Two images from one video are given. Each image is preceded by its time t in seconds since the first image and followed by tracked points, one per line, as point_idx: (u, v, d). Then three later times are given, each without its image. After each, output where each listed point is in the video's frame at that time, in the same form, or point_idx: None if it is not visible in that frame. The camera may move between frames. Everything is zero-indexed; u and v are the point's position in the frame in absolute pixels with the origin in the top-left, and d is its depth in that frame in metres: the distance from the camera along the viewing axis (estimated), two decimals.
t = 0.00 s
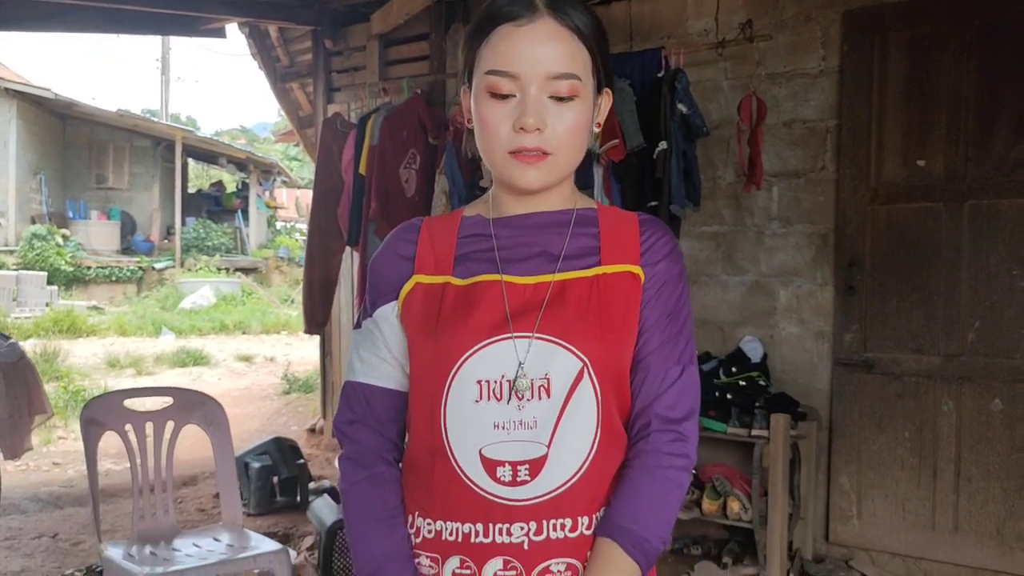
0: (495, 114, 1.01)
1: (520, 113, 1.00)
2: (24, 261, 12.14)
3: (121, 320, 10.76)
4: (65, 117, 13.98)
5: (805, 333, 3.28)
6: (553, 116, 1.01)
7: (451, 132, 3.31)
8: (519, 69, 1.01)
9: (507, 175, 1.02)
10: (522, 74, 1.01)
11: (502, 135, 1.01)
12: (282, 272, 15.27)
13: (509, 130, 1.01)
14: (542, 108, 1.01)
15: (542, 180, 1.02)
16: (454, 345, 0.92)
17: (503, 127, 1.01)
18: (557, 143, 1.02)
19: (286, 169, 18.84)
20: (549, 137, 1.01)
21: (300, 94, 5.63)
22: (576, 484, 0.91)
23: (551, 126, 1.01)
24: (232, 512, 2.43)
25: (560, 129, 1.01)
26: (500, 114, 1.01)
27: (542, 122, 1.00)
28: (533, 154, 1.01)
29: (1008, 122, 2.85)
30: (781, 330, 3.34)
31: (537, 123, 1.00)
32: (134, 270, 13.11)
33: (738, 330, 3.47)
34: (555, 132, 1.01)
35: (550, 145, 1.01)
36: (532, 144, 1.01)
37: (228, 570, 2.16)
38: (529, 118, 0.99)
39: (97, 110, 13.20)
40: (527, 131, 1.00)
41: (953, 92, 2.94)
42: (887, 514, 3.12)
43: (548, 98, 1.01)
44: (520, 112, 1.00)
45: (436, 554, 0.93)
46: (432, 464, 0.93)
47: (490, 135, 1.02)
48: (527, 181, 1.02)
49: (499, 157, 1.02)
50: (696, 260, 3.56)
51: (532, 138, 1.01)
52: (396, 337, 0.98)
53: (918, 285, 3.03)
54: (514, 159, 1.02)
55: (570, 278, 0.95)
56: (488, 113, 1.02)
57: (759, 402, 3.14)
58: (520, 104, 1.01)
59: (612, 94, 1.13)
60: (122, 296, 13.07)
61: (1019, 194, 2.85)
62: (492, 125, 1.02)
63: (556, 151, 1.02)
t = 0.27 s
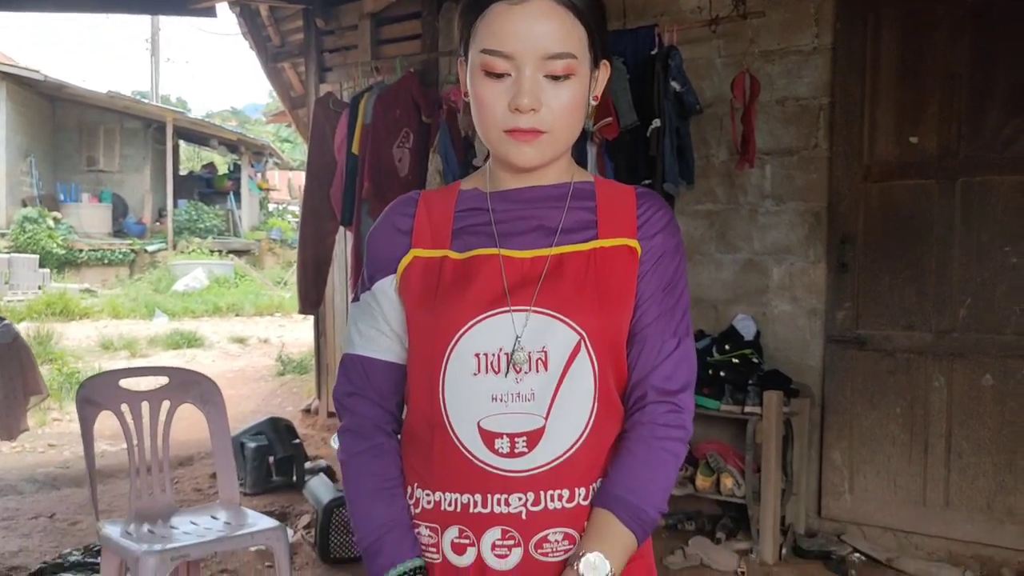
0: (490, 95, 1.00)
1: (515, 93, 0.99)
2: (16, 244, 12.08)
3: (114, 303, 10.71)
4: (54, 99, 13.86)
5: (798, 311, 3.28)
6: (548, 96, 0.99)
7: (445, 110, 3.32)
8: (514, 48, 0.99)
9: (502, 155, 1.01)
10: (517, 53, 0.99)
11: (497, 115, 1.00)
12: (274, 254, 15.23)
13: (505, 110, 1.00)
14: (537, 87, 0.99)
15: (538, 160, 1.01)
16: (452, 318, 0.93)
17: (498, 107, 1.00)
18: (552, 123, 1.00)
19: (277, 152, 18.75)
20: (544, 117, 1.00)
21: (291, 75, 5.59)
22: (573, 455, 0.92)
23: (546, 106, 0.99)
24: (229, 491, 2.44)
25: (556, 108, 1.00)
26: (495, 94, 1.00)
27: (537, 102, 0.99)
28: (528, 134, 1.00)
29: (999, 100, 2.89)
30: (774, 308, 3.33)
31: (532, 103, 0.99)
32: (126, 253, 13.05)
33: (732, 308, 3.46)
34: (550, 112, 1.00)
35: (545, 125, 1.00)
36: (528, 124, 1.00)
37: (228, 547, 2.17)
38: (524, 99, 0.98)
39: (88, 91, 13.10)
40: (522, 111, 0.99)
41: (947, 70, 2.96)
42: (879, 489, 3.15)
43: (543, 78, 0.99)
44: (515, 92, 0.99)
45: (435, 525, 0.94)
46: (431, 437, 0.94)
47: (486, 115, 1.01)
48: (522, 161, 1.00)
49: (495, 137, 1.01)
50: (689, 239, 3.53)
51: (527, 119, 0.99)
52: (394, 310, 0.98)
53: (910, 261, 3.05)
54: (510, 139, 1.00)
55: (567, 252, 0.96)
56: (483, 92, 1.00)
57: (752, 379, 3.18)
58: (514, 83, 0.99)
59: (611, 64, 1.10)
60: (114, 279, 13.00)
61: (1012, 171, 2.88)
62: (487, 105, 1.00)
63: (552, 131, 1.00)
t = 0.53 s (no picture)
0: (491, 61, 0.98)
1: (516, 60, 0.97)
2: (8, 222, 12.03)
3: (108, 281, 10.70)
4: (45, 76, 13.76)
5: (793, 284, 3.30)
6: (550, 62, 0.98)
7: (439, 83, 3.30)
8: (516, 14, 0.97)
9: (503, 122, 1.00)
10: (519, 19, 0.97)
11: (499, 82, 0.98)
12: (268, 232, 15.18)
13: (506, 77, 0.98)
14: (539, 54, 0.97)
15: (539, 127, 0.99)
16: (454, 282, 0.93)
17: (500, 74, 0.98)
18: (554, 89, 0.98)
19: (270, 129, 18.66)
20: (545, 84, 0.98)
21: (284, 50, 5.56)
22: (574, 416, 0.93)
23: (547, 73, 0.98)
24: (228, 463, 2.45)
25: (557, 75, 0.98)
26: (496, 61, 0.98)
27: (539, 70, 0.97)
28: (529, 102, 0.98)
29: (995, 71, 2.89)
30: (769, 280, 3.35)
31: (533, 71, 0.97)
32: (119, 231, 13.01)
33: (727, 281, 3.47)
34: (552, 79, 0.98)
35: (547, 92, 0.98)
36: (529, 92, 0.98)
37: (229, 517, 2.19)
38: (526, 66, 0.96)
39: (78, 68, 13.01)
40: (523, 79, 0.97)
41: (942, 41, 2.96)
42: (872, 459, 3.18)
43: (545, 44, 0.97)
44: (516, 59, 0.97)
45: (438, 484, 0.95)
46: (433, 399, 0.95)
47: (486, 82, 0.99)
48: (523, 128, 0.99)
49: (496, 105, 0.99)
50: (684, 212, 3.54)
51: (529, 86, 0.97)
52: (397, 274, 0.99)
53: (904, 232, 3.07)
54: (511, 106, 0.99)
55: (568, 217, 0.96)
56: (484, 59, 0.99)
57: (746, 351, 3.19)
58: (516, 50, 0.97)
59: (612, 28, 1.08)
60: (107, 257, 12.97)
61: (1007, 142, 2.88)
62: (489, 72, 0.98)
63: (554, 97, 0.99)
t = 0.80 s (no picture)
0: (497, 8, 0.95)
1: (523, 7, 0.94)
2: (6, 192, 11.98)
3: (107, 250, 10.68)
4: (40, 44, 13.65)
5: (793, 249, 3.29)
6: (557, 10, 0.95)
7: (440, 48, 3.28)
8: None
9: (509, 69, 0.98)
10: None
11: (504, 30, 0.96)
12: (267, 202, 15.13)
13: (512, 23, 0.96)
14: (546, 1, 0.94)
15: (545, 76, 0.98)
16: (460, 232, 0.93)
17: (505, 21, 0.95)
18: (561, 37, 0.96)
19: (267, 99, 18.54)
20: (552, 33, 0.95)
21: (282, 15, 5.52)
22: (579, 366, 0.93)
23: (554, 20, 0.95)
24: (232, 426, 2.47)
25: (565, 24, 0.95)
26: (502, 8, 0.95)
27: (545, 18, 0.94)
28: (535, 51, 0.96)
29: (999, 34, 2.87)
30: (769, 246, 3.34)
31: (540, 18, 0.94)
32: (117, 201, 12.97)
33: (727, 247, 3.47)
34: (559, 27, 0.96)
35: (553, 40, 0.96)
36: (535, 41, 0.96)
37: (233, 477, 2.21)
38: (532, 15, 0.94)
39: (74, 36, 12.90)
40: (529, 27, 0.94)
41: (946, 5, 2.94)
42: (871, 423, 3.20)
43: None
44: (523, 6, 0.94)
45: (445, 432, 0.96)
46: (440, 349, 0.95)
47: (492, 29, 0.96)
48: (529, 77, 0.97)
49: (502, 52, 0.97)
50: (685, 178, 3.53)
51: (535, 35, 0.95)
52: (402, 225, 0.99)
53: (906, 196, 3.07)
54: (516, 54, 0.97)
55: (574, 168, 0.95)
56: (490, 5, 0.96)
57: (747, 317, 3.19)
58: None
59: None
60: (105, 228, 12.93)
61: (1010, 106, 2.87)
62: (494, 18, 0.96)
63: (560, 46, 0.97)
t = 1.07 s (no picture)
0: None
1: None
2: (15, 160, 12.01)
3: (116, 218, 10.71)
4: (47, 11, 13.61)
5: (802, 217, 3.28)
6: None
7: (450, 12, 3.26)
8: None
9: (518, 19, 0.97)
10: None
11: None
12: (275, 171, 15.10)
13: None
14: None
15: (554, 26, 0.96)
16: (468, 187, 0.93)
17: None
18: None
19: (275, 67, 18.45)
20: None
21: None
22: (587, 317, 0.94)
23: None
24: (242, 387, 2.49)
25: None
26: None
27: None
28: None
29: None
30: (778, 214, 3.34)
31: None
32: (125, 169, 12.97)
33: (735, 215, 3.46)
34: None
35: None
36: None
37: (244, 438, 2.24)
38: None
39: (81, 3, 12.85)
40: None
41: None
42: (878, 390, 3.21)
43: None
44: None
45: (455, 383, 0.97)
46: (450, 302, 0.96)
47: None
48: (538, 27, 0.96)
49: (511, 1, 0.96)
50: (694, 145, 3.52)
51: None
52: (412, 180, 0.99)
53: (916, 162, 3.06)
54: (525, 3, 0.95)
55: (582, 122, 0.95)
56: None
57: (755, 284, 3.19)
58: None
59: None
60: (114, 196, 12.95)
61: None
62: None
63: None
